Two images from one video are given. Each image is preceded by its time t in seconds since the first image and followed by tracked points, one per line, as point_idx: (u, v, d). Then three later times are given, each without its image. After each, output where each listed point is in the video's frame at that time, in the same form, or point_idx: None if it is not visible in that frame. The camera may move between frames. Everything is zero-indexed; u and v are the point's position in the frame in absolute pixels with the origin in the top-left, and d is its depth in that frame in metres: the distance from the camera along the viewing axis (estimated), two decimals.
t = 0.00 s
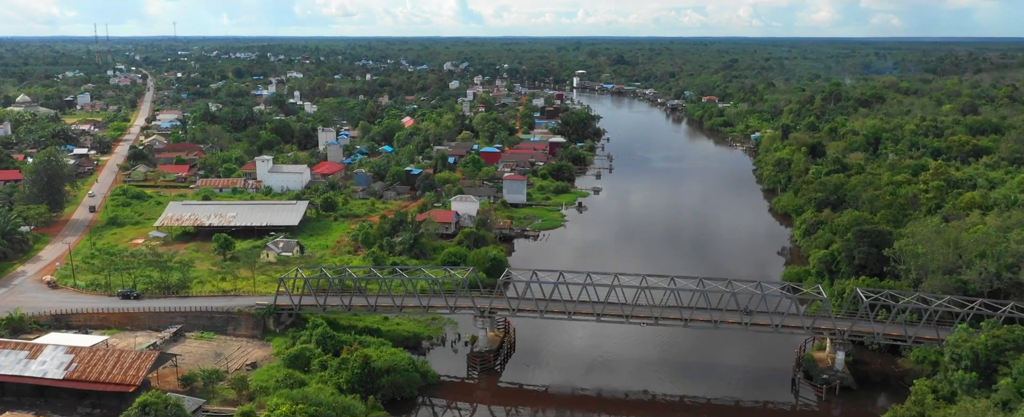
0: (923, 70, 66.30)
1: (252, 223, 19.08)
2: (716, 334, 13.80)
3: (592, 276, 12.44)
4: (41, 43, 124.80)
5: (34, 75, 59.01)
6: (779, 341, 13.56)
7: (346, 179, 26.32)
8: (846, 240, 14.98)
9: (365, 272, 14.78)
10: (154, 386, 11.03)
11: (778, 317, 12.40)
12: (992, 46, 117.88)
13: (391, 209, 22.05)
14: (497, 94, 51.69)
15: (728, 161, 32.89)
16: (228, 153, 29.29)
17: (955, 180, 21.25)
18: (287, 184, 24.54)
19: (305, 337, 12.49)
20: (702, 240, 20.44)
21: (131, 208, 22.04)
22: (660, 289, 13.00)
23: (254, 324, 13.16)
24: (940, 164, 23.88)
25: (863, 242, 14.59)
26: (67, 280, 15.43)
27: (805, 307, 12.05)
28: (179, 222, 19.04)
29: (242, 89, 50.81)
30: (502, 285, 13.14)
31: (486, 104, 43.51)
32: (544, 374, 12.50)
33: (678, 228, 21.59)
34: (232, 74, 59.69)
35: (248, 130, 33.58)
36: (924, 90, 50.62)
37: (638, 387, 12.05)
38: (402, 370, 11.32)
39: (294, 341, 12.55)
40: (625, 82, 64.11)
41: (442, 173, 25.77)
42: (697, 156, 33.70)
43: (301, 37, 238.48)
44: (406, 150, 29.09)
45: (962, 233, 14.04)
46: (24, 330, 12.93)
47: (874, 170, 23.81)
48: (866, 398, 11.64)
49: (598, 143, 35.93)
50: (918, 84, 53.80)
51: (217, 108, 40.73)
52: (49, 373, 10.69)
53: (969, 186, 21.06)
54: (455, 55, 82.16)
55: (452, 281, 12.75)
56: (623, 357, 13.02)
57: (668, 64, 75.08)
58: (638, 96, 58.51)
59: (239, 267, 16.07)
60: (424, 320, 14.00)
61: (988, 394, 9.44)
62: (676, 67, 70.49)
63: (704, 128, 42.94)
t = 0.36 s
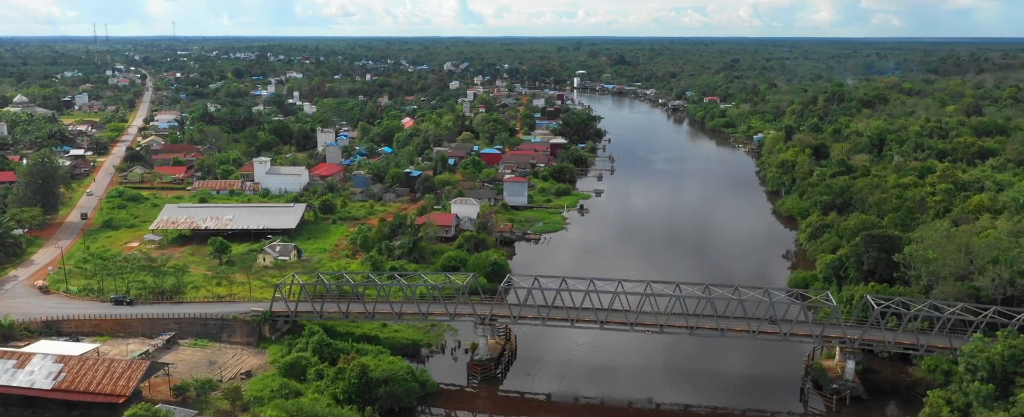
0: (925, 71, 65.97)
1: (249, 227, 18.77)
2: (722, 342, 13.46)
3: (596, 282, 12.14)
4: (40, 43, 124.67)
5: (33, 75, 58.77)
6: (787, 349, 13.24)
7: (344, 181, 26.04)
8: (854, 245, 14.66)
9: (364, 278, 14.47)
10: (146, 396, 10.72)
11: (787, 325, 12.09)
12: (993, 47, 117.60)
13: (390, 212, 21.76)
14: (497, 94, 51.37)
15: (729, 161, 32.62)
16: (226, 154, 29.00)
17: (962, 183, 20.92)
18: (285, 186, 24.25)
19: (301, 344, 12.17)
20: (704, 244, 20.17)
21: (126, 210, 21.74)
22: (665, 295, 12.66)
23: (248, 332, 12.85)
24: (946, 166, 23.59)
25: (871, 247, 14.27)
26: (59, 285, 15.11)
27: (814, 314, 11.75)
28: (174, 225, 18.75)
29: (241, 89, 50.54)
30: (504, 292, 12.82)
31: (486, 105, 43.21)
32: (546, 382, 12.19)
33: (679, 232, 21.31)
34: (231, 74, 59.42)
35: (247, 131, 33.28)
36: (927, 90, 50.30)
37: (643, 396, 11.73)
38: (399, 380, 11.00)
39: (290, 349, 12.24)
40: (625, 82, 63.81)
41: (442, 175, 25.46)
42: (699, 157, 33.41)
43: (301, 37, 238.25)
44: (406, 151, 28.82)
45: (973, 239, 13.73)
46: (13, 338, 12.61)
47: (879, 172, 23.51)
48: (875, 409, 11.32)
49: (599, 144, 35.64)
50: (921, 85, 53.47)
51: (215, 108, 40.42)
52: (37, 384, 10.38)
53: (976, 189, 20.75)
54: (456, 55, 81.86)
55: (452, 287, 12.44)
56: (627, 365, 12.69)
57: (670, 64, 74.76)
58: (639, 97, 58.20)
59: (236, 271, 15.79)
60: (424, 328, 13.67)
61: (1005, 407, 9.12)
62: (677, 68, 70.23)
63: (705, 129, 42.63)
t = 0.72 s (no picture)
0: (927, 71, 65.69)
1: (245, 230, 18.43)
2: (729, 350, 13.14)
3: (599, 289, 11.82)
4: (38, 42, 124.34)
5: (30, 75, 58.38)
6: (794, 357, 12.91)
7: (343, 183, 25.71)
8: (864, 250, 14.33)
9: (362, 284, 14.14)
10: (136, 408, 10.40)
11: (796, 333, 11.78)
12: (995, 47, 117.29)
13: (390, 215, 21.44)
14: (497, 94, 51.07)
15: (730, 162, 32.34)
16: (223, 155, 28.67)
17: (970, 185, 20.59)
18: (282, 188, 23.91)
19: (297, 353, 11.85)
20: (705, 246, 19.91)
21: (122, 213, 21.40)
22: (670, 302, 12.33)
23: (243, 340, 12.52)
24: (953, 168, 23.27)
25: (882, 252, 13.93)
26: (50, 291, 14.77)
27: (823, 321, 11.45)
28: (169, 228, 18.42)
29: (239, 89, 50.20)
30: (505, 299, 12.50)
31: (486, 105, 42.88)
32: (548, 391, 11.87)
33: (679, 234, 21.05)
34: (230, 74, 59.05)
35: (245, 132, 32.95)
36: (930, 91, 50.00)
37: (647, 406, 11.40)
38: (397, 391, 10.67)
39: (286, 358, 11.92)
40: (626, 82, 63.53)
41: (442, 177, 25.15)
42: (702, 158, 33.10)
43: (302, 37, 238.38)
44: (406, 152, 28.51)
45: (986, 244, 13.39)
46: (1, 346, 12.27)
47: (884, 175, 23.20)
48: None
49: (601, 145, 35.33)
50: (924, 85, 53.14)
51: (213, 109, 40.07)
52: (23, 395, 10.05)
53: (984, 191, 20.42)
54: (456, 55, 81.54)
55: (452, 294, 12.10)
56: (632, 374, 12.37)
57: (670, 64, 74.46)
58: (639, 97, 57.85)
59: (231, 276, 15.46)
60: (423, 335, 13.35)
61: None
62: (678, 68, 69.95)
63: (707, 130, 42.29)
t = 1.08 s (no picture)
0: (928, 71, 65.42)
1: (241, 234, 18.12)
2: (734, 359, 12.83)
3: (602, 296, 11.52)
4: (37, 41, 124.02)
5: (29, 75, 58.05)
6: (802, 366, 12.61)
7: (341, 185, 25.40)
8: (873, 256, 14.02)
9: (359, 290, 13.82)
10: None
11: (805, 342, 11.47)
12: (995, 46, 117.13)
13: (388, 218, 21.14)
14: (497, 94, 50.80)
15: (731, 163, 32.09)
16: (221, 157, 28.36)
17: (978, 188, 20.27)
18: (280, 190, 23.59)
19: (292, 362, 11.54)
20: (705, 247, 19.74)
21: (116, 215, 21.08)
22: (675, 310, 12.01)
23: (237, 348, 12.21)
24: (959, 170, 22.95)
25: (891, 258, 13.61)
26: (41, 297, 14.46)
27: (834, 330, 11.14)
28: (164, 231, 18.12)
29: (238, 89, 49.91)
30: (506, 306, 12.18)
31: (487, 106, 42.57)
32: (550, 401, 11.55)
33: (679, 235, 20.87)
34: (229, 74, 58.73)
35: (243, 133, 32.65)
36: (933, 91, 49.71)
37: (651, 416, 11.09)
38: (395, 402, 10.36)
39: (281, 367, 11.61)
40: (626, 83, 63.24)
41: (441, 179, 24.84)
42: (703, 158, 32.81)
43: (302, 37, 238.09)
44: (405, 153, 28.20)
45: (999, 249, 13.06)
46: None
47: (890, 177, 22.89)
48: None
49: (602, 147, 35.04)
50: (927, 86, 52.82)
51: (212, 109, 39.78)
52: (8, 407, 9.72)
53: (992, 194, 20.11)
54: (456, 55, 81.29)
55: (452, 301, 11.79)
56: (635, 383, 12.06)
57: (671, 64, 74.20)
58: (641, 97, 57.56)
59: (226, 281, 15.15)
60: (422, 343, 13.03)
61: None
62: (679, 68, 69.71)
63: (709, 130, 41.97)
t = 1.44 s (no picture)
0: (930, 72, 65.12)
1: (237, 237, 17.79)
2: (742, 369, 12.46)
3: (606, 303, 11.17)
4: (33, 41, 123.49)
5: (26, 75, 57.68)
6: (811, 375, 12.27)
7: (340, 187, 25.09)
8: (883, 261, 13.70)
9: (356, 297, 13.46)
10: None
11: (816, 351, 11.13)
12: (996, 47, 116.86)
13: (387, 221, 20.81)
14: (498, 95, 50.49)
15: (732, 163, 31.82)
16: (218, 158, 28.03)
17: (987, 190, 19.93)
18: (277, 192, 23.26)
19: (287, 372, 11.20)
20: (705, 248, 19.53)
21: (111, 219, 20.75)
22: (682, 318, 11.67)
23: (230, 357, 11.88)
24: (966, 171, 22.64)
25: (903, 264, 13.30)
26: (31, 303, 14.13)
27: (846, 339, 10.84)
28: (159, 235, 17.79)
29: (237, 88, 49.58)
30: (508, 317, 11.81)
31: (487, 106, 42.25)
32: (551, 411, 11.20)
33: (679, 236, 20.66)
34: (228, 75, 58.41)
35: (241, 133, 32.28)
36: (936, 91, 49.44)
37: None
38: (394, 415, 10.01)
39: (276, 377, 11.27)
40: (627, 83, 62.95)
41: (441, 182, 24.51)
42: (706, 159, 32.47)
43: (302, 37, 237.81)
44: (405, 154, 27.90)
45: (1013, 255, 12.71)
46: None
47: (896, 179, 22.60)
48: None
49: (603, 147, 34.72)
50: (929, 86, 52.48)
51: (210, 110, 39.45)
52: None
53: (1001, 196, 19.79)
54: (456, 55, 80.98)
55: (452, 309, 11.44)
56: (639, 393, 11.72)
57: (672, 64, 73.86)
58: (641, 98, 57.23)
59: (222, 287, 14.84)
60: (421, 352, 12.70)
61: None
62: (680, 68, 69.45)
63: (711, 131, 41.62)
